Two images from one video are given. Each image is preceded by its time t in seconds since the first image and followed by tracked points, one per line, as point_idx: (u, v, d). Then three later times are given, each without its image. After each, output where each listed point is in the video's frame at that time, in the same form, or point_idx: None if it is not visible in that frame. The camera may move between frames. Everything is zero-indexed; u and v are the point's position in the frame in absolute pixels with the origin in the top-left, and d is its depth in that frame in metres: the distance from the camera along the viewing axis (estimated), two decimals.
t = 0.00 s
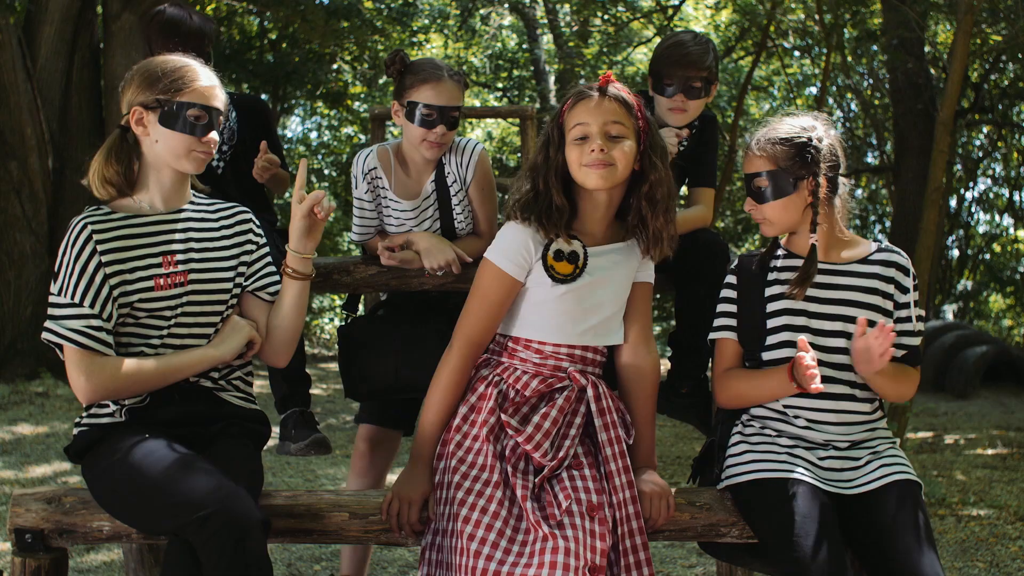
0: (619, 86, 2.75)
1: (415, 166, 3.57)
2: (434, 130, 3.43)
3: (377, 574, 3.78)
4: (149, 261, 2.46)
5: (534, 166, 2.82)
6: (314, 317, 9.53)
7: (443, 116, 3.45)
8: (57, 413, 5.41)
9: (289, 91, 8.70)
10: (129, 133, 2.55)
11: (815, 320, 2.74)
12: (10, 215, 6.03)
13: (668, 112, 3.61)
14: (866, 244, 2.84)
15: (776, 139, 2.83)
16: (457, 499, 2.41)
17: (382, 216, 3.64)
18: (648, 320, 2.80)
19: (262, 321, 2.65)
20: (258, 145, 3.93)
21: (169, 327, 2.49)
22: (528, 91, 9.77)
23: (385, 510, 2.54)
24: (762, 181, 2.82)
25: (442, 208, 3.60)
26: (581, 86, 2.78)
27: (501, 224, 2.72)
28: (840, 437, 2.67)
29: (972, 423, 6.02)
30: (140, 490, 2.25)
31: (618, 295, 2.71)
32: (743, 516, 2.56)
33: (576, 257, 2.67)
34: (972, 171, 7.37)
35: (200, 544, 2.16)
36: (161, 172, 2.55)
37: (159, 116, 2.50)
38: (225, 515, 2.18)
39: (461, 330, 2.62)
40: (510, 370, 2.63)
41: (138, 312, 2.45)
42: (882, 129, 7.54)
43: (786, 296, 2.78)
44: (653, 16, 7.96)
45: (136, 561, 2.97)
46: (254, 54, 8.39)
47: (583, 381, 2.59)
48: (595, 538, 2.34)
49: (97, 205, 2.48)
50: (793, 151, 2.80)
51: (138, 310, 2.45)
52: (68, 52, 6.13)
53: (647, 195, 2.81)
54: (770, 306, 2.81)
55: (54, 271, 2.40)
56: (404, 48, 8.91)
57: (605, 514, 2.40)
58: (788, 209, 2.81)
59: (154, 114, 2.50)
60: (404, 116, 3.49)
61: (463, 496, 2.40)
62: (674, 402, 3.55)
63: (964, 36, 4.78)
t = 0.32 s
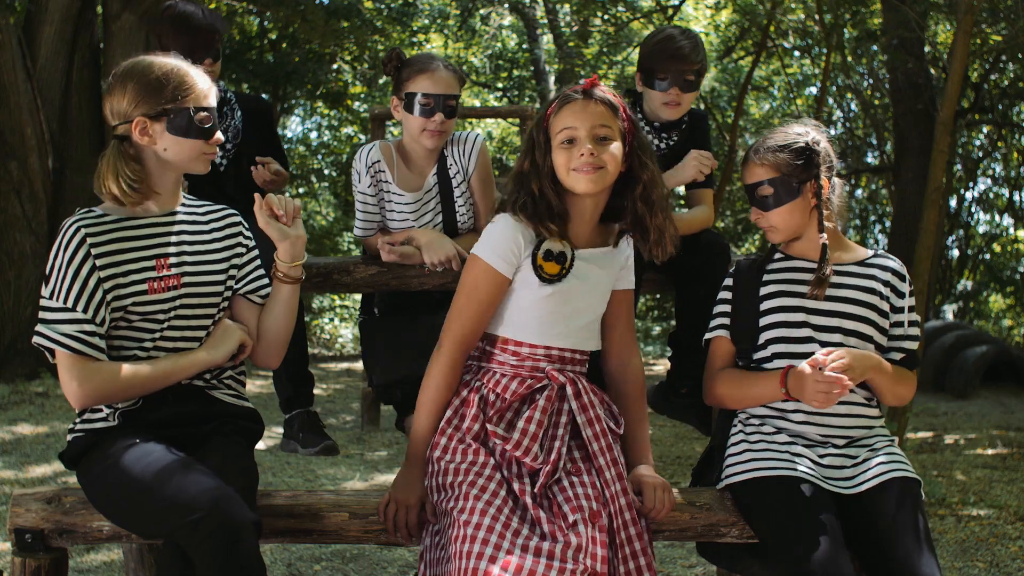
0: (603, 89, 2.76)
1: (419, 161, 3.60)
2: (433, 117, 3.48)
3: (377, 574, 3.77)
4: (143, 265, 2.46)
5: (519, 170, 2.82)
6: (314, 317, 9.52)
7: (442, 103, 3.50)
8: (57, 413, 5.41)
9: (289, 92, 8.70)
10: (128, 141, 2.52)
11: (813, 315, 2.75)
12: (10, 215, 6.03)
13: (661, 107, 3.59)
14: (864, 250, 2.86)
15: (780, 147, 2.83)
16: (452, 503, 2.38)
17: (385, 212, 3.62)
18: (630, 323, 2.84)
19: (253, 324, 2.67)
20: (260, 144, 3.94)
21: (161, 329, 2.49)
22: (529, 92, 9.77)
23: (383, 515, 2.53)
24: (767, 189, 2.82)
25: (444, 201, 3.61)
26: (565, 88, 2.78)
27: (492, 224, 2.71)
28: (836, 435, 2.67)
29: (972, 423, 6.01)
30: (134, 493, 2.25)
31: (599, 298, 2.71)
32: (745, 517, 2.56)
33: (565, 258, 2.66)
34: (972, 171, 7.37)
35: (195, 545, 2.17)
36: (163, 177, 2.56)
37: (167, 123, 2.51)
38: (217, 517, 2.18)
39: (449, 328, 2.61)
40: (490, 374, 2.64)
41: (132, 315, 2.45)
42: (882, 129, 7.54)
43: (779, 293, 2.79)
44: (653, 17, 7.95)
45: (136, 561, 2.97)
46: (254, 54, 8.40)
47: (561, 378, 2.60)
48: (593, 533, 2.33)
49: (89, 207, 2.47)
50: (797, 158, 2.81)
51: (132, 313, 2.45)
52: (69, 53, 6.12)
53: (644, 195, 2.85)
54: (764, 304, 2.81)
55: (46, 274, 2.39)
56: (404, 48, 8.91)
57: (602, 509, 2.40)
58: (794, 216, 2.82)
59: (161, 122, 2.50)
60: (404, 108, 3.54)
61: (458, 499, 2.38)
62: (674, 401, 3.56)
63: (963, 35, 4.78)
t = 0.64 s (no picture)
0: (543, 77, 2.76)
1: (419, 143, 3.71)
2: (432, 109, 3.55)
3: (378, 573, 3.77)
4: (139, 267, 2.47)
5: (452, 153, 2.84)
6: (314, 317, 9.52)
7: (439, 95, 3.56)
8: (57, 413, 5.41)
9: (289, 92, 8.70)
10: (114, 142, 2.54)
11: (812, 316, 2.75)
12: (10, 215, 6.03)
13: (613, 102, 3.62)
14: (866, 251, 2.85)
15: (783, 147, 2.82)
16: (440, 515, 2.39)
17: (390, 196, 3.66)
18: (616, 317, 2.73)
19: (247, 325, 2.71)
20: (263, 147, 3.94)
21: (160, 330, 2.49)
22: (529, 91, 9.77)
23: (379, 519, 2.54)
24: (771, 188, 2.81)
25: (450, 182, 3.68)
26: (505, 76, 2.78)
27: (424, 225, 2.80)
28: (838, 436, 2.66)
29: (971, 424, 6.02)
30: (134, 494, 2.26)
31: (536, 287, 2.66)
32: (744, 517, 2.57)
33: (482, 245, 2.68)
34: (972, 171, 7.37)
35: (195, 545, 2.17)
36: (152, 179, 2.56)
37: (149, 122, 2.53)
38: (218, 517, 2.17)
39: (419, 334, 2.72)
40: (464, 378, 2.64)
41: (130, 318, 2.46)
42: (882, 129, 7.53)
43: (783, 296, 2.79)
44: (653, 17, 7.96)
45: (136, 561, 2.97)
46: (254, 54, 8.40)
47: (527, 375, 2.57)
48: (581, 529, 2.33)
49: (84, 209, 2.49)
50: (801, 157, 2.80)
51: (131, 316, 2.46)
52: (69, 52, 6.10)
53: (564, 183, 2.77)
54: (765, 306, 2.82)
55: (40, 279, 2.41)
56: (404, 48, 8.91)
57: (590, 504, 2.39)
58: (794, 215, 2.81)
59: (143, 122, 2.53)
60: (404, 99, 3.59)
61: (446, 511, 2.38)
62: (674, 402, 3.55)
63: (964, 36, 4.78)
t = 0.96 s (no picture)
0: (528, 85, 2.75)
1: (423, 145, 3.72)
2: (433, 113, 3.59)
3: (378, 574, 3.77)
4: (117, 268, 2.48)
5: (437, 152, 2.83)
6: (314, 317, 9.52)
7: (440, 100, 3.59)
8: (57, 413, 5.41)
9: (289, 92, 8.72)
10: (109, 142, 2.55)
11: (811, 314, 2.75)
12: (10, 215, 6.04)
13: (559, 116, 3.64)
14: (859, 248, 2.85)
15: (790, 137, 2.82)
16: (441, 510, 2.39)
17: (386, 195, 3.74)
18: (597, 329, 2.62)
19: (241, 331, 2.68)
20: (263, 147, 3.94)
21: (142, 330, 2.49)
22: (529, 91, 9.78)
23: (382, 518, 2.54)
24: (775, 178, 2.80)
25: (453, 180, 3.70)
26: (489, 81, 2.77)
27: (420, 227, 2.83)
28: (837, 436, 2.66)
29: (971, 424, 6.01)
30: (130, 495, 2.26)
31: (512, 291, 2.62)
32: (743, 517, 2.58)
33: (460, 249, 2.71)
34: (972, 171, 7.36)
35: (186, 544, 2.17)
36: (142, 180, 2.57)
37: (145, 123, 2.54)
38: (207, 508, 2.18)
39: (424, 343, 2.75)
40: (463, 378, 2.64)
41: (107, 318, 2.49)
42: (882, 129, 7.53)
43: (784, 296, 2.79)
44: (653, 17, 7.95)
45: (136, 561, 2.97)
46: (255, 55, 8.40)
47: (520, 373, 2.57)
48: (580, 516, 2.34)
49: (72, 210, 2.51)
50: (809, 150, 2.81)
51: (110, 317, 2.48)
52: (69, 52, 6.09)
53: (535, 186, 2.70)
54: (765, 306, 2.82)
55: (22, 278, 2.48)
56: (404, 48, 8.91)
57: (589, 493, 2.39)
58: (798, 206, 2.81)
59: (139, 123, 2.53)
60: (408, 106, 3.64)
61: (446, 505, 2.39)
62: (675, 402, 3.56)
63: (964, 35, 4.78)
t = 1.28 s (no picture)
0: (547, 78, 2.76)
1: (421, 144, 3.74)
2: (434, 107, 3.63)
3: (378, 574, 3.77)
4: (120, 265, 2.52)
5: (466, 161, 2.84)
6: (314, 317, 9.52)
7: (441, 95, 3.64)
8: (57, 413, 5.42)
9: (289, 92, 8.74)
10: (102, 155, 2.59)
11: (813, 321, 2.72)
12: (10, 215, 6.04)
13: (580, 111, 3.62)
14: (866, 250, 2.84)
15: (813, 160, 2.71)
16: (449, 502, 2.39)
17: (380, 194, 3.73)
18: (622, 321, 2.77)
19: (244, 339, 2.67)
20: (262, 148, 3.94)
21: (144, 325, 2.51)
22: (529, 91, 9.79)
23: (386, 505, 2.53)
24: (814, 214, 2.70)
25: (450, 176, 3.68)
26: (508, 79, 2.77)
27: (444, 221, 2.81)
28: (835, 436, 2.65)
29: (971, 424, 6.01)
30: (126, 496, 2.26)
31: (574, 290, 2.70)
32: (743, 518, 2.57)
33: (525, 247, 2.68)
34: (972, 171, 7.36)
35: (177, 544, 2.15)
36: (137, 186, 2.59)
37: (126, 137, 2.54)
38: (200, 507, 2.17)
39: (433, 334, 2.65)
40: (485, 376, 2.63)
41: (111, 315, 2.50)
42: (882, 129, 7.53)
43: (784, 301, 2.75)
44: (653, 17, 7.96)
45: (136, 561, 2.97)
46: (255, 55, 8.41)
47: (554, 374, 2.59)
48: (588, 525, 2.34)
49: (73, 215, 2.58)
50: (829, 176, 2.72)
51: (112, 312, 2.50)
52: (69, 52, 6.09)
53: (582, 181, 2.83)
54: (767, 310, 2.77)
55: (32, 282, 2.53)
56: (404, 48, 8.92)
57: (599, 503, 2.40)
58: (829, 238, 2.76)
59: (120, 138, 2.54)
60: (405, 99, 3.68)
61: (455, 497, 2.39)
62: (675, 402, 3.55)
63: (964, 35, 4.78)
